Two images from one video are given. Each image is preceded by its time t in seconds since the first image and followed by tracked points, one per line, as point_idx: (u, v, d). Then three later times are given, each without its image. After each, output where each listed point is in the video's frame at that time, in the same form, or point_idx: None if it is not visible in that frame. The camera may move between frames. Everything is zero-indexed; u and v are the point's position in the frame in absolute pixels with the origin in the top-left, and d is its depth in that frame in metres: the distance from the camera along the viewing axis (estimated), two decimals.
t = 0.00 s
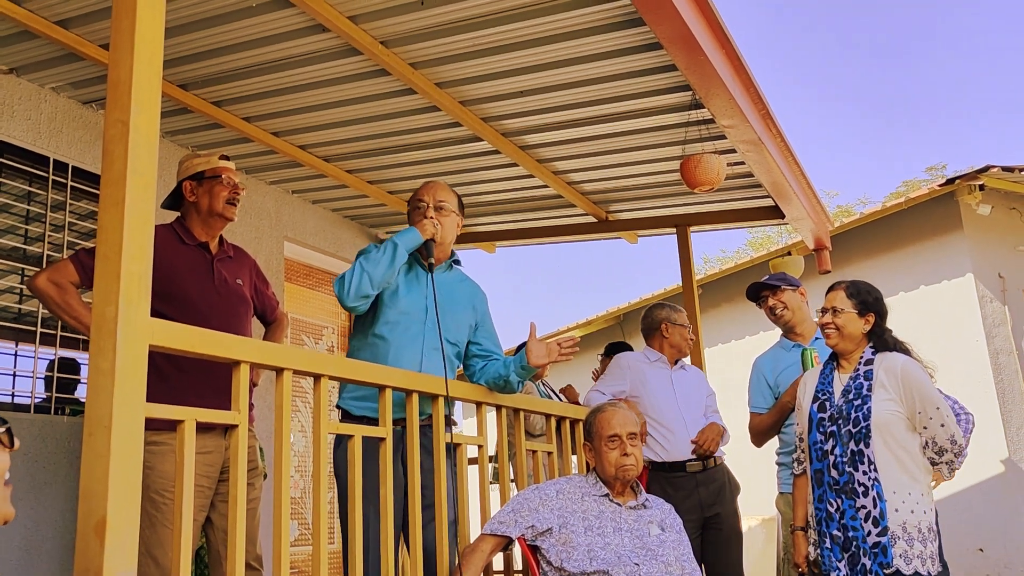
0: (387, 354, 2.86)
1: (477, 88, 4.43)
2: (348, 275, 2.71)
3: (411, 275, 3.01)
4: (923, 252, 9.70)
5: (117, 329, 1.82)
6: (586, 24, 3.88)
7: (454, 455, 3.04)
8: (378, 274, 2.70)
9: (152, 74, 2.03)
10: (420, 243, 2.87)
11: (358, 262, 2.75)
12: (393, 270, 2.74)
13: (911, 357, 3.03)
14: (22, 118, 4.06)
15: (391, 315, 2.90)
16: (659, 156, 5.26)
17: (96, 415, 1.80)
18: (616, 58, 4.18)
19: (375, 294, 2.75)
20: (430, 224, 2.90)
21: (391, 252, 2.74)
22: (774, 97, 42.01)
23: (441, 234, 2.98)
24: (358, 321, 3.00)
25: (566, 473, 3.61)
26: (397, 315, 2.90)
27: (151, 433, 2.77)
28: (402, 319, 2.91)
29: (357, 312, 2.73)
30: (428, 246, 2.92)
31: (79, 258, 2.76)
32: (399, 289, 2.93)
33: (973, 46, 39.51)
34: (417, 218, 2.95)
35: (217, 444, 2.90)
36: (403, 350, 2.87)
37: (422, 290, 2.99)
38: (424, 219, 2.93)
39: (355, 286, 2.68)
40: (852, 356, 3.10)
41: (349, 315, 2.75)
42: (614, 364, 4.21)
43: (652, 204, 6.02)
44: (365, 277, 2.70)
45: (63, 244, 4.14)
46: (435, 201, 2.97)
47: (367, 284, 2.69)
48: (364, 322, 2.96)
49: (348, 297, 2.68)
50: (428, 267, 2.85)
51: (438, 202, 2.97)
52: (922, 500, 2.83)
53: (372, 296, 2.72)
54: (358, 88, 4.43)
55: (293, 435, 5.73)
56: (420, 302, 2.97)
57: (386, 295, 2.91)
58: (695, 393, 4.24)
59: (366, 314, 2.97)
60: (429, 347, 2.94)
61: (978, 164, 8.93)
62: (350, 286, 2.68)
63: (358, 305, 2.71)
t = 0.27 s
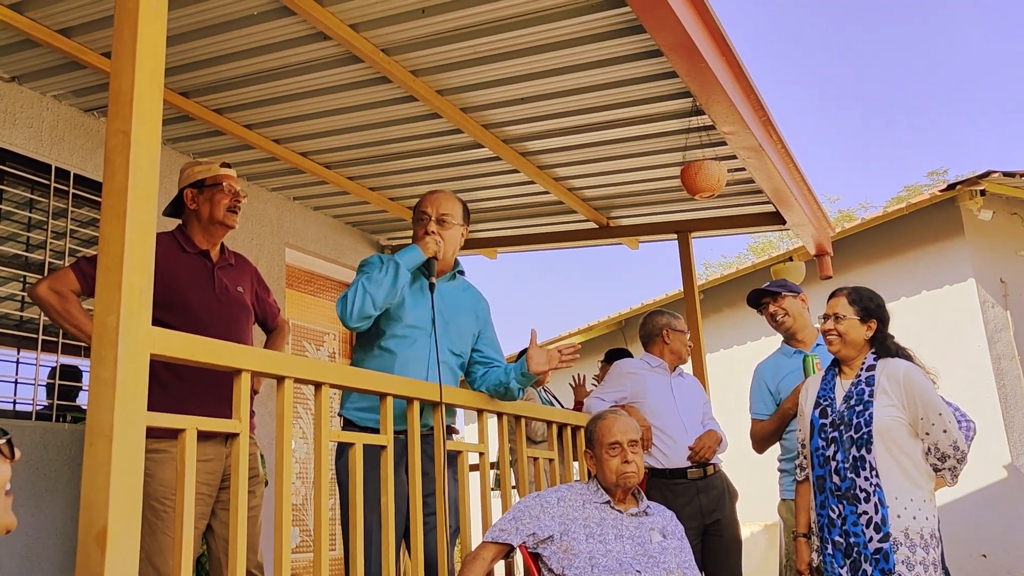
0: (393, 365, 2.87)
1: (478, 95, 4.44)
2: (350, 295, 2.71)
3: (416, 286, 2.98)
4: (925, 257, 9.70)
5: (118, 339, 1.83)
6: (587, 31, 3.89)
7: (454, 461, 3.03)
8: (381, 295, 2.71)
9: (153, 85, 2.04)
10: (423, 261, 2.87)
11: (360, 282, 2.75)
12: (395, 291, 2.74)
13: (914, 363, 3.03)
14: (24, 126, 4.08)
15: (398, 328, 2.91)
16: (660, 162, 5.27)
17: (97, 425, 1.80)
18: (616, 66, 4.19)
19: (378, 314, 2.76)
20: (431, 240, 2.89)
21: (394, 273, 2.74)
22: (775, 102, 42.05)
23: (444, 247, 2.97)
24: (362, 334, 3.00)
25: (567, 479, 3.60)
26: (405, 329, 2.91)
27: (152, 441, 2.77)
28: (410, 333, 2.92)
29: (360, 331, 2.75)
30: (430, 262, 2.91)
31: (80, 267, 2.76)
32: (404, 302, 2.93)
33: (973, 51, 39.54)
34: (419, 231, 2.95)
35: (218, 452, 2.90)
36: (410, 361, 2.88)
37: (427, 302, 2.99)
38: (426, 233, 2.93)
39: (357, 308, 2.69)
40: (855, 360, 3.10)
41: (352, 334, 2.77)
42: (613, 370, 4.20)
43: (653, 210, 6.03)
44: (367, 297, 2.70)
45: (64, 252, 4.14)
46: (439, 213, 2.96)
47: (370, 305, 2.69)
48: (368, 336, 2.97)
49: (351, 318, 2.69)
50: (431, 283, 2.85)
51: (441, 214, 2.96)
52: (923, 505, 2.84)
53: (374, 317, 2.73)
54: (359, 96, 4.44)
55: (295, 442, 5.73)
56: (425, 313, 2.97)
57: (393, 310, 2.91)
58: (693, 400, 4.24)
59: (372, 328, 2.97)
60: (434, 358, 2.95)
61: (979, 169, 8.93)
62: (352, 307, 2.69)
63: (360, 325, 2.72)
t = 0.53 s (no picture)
0: (396, 371, 2.86)
1: (480, 101, 4.45)
2: (354, 304, 2.70)
3: (419, 293, 2.97)
4: (926, 262, 9.70)
5: (120, 346, 1.83)
6: (588, 37, 3.89)
7: (456, 467, 3.03)
8: (385, 304, 2.70)
9: (155, 91, 2.05)
10: (427, 270, 2.87)
11: (364, 290, 2.74)
12: (400, 300, 2.74)
13: (917, 367, 3.02)
14: (26, 133, 4.08)
15: (402, 335, 2.90)
16: (661, 167, 5.27)
17: (100, 431, 1.80)
18: (619, 71, 4.19)
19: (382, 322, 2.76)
20: (437, 249, 2.89)
21: (398, 282, 2.75)
22: (775, 107, 42.08)
23: (449, 256, 2.97)
24: (365, 341, 3.00)
25: (569, 485, 3.60)
26: (408, 335, 2.91)
27: (153, 448, 2.77)
28: (413, 339, 2.91)
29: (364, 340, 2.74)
30: (435, 271, 2.91)
31: (81, 273, 2.76)
32: (409, 307, 2.91)
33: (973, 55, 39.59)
34: (425, 240, 2.96)
35: (219, 458, 2.90)
36: (413, 367, 2.88)
37: (431, 308, 2.98)
38: (431, 241, 2.93)
39: (362, 316, 2.68)
40: (858, 365, 3.09)
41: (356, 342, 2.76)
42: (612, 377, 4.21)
43: (654, 215, 6.03)
44: (373, 307, 2.69)
45: (66, 258, 4.15)
46: (444, 221, 2.96)
47: (375, 315, 2.69)
48: (371, 342, 2.97)
49: (356, 327, 2.68)
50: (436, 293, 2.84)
51: (446, 223, 2.96)
52: (927, 510, 2.82)
53: (378, 326, 2.72)
54: (360, 101, 4.45)
55: (297, 448, 5.73)
56: (429, 320, 2.97)
57: (397, 317, 2.90)
58: (692, 406, 4.24)
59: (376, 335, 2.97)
60: (438, 364, 2.95)
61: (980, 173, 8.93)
62: (357, 316, 2.68)
63: (365, 334, 2.71)
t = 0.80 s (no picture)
0: (399, 379, 2.87)
1: (482, 108, 4.45)
2: (360, 314, 2.71)
3: (424, 300, 2.99)
4: (928, 267, 9.69)
5: (123, 357, 1.83)
6: (589, 45, 3.90)
7: (458, 475, 3.03)
8: (392, 315, 2.71)
9: (157, 102, 2.05)
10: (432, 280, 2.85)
11: (369, 300, 2.75)
12: (406, 310, 2.75)
13: (919, 374, 3.02)
14: (29, 142, 4.09)
15: (405, 342, 2.91)
16: (662, 174, 5.27)
17: (103, 441, 1.80)
18: (620, 78, 4.19)
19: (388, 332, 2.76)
20: (442, 259, 2.87)
21: (403, 292, 2.74)
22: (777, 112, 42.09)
23: (455, 264, 2.95)
24: (368, 350, 2.99)
25: (572, 492, 3.59)
26: (411, 342, 2.92)
27: (156, 457, 2.77)
28: (416, 346, 2.92)
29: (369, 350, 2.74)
30: (441, 280, 2.90)
31: (84, 281, 2.77)
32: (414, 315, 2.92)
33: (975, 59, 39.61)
34: (433, 248, 2.95)
35: (222, 467, 2.90)
36: (417, 375, 2.88)
37: (437, 314, 3.00)
38: (440, 249, 2.93)
39: (368, 327, 2.68)
40: (861, 373, 3.09)
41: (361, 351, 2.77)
42: (614, 385, 4.23)
43: (656, 221, 6.03)
44: (378, 317, 2.70)
45: (69, 266, 4.16)
46: (453, 229, 2.96)
47: (381, 325, 2.69)
48: (375, 351, 2.97)
49: (362, 338, 2.69)
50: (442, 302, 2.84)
51: (454, 231, 2.96)
52: (931, 518, 2.82)
53: (385, 336, 2.73)
54: (362, 109, 4.46)
55: (299, 455, 5.73)
56: (433, 327, 2.98)
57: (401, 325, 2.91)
58: (695, 413, 4.24)
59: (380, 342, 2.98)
60: (440, 373, 2.96)
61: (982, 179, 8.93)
62: (363, 326, 2.68)
63: (371, 344, 2.72)
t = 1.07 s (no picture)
0: (401, 387, 2.86)
1: (482, 116, 4.46)
2: (365, 322, 2.71)
3: (425, 307, 2.99)
4: (930, 273, 9.69)
5: (124, 366, 1.83)
6: (590, 52, 3.91)
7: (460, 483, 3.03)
8: (397, 322, 2.71)
9: (158, 111, 2.06)
10: (436, 285, 2.85)
11: (373, 308, 2.75)
12: (411, 317, 2.74)
13: (921, 379, 3.02)
14: (31, 151, 4.10)
15: (406, 349, 2.91)
16: (663, 181, 5.28)
17: (103, 451, 1.80)
18: (621, 86, 4.20)
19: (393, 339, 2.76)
20: (443, 263, 2.88)
21: (408, 298, 2.74)
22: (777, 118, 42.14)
23: (457, 269, 2.96)
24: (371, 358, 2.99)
25: (574, 500, 3.59)
26: (412, 348, 2.91)
27: (157, 466, 2.77)
28: (417, 353, 2.91)
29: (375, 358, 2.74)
30: (443, 285, 2.90)
31: (86, 290, 2.77)
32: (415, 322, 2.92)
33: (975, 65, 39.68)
34: (433, 252, 2.95)
35: (223, 476, 2.90)
36: (419, 383, 2.88)
37: (438, 320, 3.00)
38: (441, 253, 2.93)
39: (374, 336, 2.68)
40: (863, 379, 3.08)
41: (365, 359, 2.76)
42: (616, 395, 4.25)
43: (657, 228, 6.04)
44: (383, 324, 2.70)
45: (70, 275, 4.16)
46: (454, 235, 2.97)
47: (386, 332, 2.69)
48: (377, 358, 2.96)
49: (367, 346, 2.69)
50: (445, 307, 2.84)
51: (455, 236, 2.97)
52: (934, 525, 2.80)
53: (390, 343, 2.73)
54: (363, 118, 4.47)
55: (301, 463, 5.73)
56: (434, 334, 2.97)
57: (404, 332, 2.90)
58: (698, 420, 4.23)
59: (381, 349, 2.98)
60: (442, 380, 2.95)
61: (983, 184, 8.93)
62: (369, 335, 2.68)
63: (377, 352, 2.72)
